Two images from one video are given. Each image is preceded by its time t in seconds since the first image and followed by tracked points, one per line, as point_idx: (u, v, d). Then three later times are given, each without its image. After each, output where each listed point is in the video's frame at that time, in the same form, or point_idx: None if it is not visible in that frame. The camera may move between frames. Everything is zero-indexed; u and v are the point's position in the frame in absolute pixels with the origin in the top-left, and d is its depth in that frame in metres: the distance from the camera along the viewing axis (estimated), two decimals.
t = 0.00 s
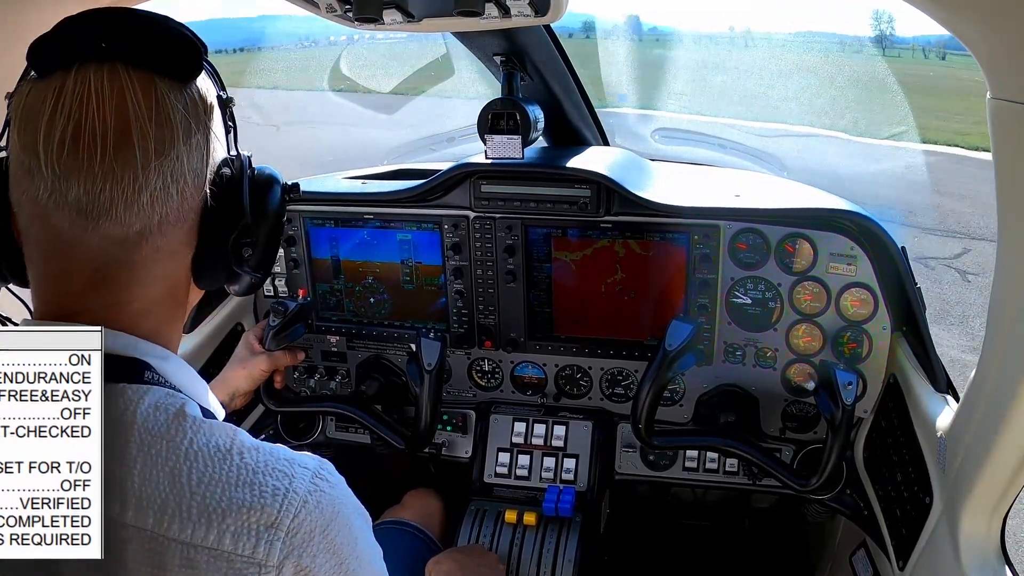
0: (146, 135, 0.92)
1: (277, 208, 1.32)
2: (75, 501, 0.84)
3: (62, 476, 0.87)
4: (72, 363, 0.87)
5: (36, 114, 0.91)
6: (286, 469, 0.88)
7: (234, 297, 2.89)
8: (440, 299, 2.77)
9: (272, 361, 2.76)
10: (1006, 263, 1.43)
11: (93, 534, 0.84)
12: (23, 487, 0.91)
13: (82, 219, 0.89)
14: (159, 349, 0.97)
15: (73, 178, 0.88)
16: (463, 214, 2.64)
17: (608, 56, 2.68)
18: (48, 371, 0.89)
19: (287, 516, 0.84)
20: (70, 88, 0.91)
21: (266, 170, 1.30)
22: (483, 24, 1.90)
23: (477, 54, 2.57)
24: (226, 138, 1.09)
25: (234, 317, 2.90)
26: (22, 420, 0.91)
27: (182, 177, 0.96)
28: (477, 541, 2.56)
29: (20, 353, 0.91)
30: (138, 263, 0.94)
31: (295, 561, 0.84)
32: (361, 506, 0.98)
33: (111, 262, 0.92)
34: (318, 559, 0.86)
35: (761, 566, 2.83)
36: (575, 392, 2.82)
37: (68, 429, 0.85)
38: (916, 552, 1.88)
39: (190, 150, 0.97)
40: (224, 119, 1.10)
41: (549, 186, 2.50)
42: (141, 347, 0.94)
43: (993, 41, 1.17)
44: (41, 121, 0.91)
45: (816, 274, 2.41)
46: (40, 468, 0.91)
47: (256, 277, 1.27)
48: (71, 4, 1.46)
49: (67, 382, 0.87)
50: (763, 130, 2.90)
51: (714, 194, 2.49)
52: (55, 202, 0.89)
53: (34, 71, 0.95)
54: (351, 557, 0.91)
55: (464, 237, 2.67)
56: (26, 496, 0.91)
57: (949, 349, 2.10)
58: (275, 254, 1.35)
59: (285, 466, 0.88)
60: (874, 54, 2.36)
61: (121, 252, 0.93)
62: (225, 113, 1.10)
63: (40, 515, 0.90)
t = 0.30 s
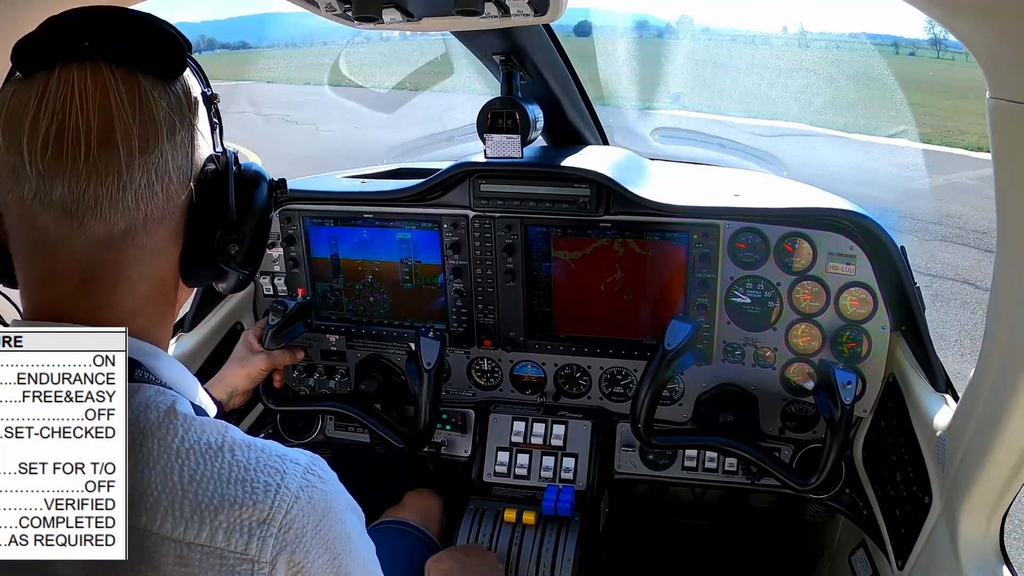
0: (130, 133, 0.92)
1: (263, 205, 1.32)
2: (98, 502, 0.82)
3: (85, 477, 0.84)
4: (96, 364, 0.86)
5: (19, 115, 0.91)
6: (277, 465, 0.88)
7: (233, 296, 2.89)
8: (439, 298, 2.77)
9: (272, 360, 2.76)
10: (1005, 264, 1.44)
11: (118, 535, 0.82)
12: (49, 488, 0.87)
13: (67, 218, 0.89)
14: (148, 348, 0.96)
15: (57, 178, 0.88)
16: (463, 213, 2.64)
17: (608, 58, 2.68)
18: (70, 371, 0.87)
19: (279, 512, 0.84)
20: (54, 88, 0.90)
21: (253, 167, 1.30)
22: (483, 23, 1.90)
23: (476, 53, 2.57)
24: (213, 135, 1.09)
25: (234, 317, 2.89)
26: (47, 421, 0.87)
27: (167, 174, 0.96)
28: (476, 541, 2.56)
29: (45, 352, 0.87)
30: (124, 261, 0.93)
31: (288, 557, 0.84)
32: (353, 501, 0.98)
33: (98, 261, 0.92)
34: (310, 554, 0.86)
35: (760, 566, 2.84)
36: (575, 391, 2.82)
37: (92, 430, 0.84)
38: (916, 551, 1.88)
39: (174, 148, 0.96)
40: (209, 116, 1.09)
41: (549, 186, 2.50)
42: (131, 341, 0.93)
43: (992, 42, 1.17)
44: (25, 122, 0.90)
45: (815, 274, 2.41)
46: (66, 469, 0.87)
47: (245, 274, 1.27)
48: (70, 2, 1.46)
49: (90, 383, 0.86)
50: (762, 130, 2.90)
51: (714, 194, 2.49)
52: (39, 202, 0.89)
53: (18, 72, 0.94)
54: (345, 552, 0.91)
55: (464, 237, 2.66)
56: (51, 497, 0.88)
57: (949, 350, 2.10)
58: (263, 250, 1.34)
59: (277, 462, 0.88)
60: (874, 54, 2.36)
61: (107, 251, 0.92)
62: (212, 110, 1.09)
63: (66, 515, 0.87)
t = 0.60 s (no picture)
0: (129, 129, 0.92)
1: (262, 202, 1.32)
2: (125, 503, 0.82)
3: (110, 478, 0.84)
4: (121, 364, 0.85)
5: (18, 109, 0.91)
6: (279, 463, 0.88)
7: (233, 296, 2.89)
8: (439, 298, 2.77)
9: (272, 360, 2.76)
10: (1006, 263, 1.44)
11: (142, 536, 0.81)
12: (72, 488, 0.87)
13: (65, 214, 0.89)
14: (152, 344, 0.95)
15: (55, 173, 0.88)
16: (463, 213, 2.64)
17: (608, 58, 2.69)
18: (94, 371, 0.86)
19: (281, 509, 0.84)
20: (53, 82, 0.90)
21: (252, 164, 1.30)
22: (483, 23, 1.90)
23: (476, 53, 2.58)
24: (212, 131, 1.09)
25: (234, 316, 2.89)
26: (71, 422, 0.86)
27: (165, 170, 0.96)
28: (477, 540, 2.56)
29: (71, 352, 0.85)
30: (122, 257, 0.93)
31: (291, 553, 0.85)
32: (355, 498, 0.98)
33: (95, 257, 0.91)
34: (313, 551, 0.86)
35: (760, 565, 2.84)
36: (575, 391, 2.82)
37: (117, 431, 0.83)
38: (916, 551, 1.88)
39: (173, 144, 0.96)
40: (209, 113, 1.09)
41: (549, 185, 2.50)
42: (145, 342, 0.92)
43: (993, 42, 1.17)
44: (23, 117, 0.90)
45: (816, 273, 2.41)
46: (90, 470, 0.87)
47: (242, 272, 1.26)
48: None
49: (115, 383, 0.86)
50: (762, 130, 2.90)
51: (714, 193, 2.49)
52: (37, 197, 0.89)
53: (17, 67, 0.94)
54: (348, 547, 0.91)
55: (464, 237, 2.66)
56: (75, 498, 0.87)
57: (950, 350, 2.10)
58: (260, 248, 1.35)
59: (278, 460, 0.87)
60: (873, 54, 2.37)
61: (104, 247, 0.92)
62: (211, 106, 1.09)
63: (89, 517, 0.86)
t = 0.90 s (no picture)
0: (136, 127, 0.92)
1: (271, 203, 1.32)
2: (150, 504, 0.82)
3: (134, 478, 0.84)
4: (145, 366, 0.87)
5: (26, 103, 0.92)
6: (284, 468, 0.88)
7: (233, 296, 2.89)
8: (439, 298, 2.77)
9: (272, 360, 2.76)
10: (1005, 263, 1.44)
11: (166, 538, 0.81)
12: (95, 490, 0.87)
13: (70, 211, 0.89)
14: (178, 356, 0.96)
15: (61, 169, 0.88)
16: (463, 213, 2.63)
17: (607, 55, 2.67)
18: (119, 373, 0.87)
19: (286, 515, 0.84)
20: (62, 78, 0.91)
21: (261, 165, 1.30)
22: (483, 23, 1.91)
23: (477, 53, 2.58)
24: (221, 130, 1.08)
25: (234, 316, 2.89)
26: (96, 423, 0.87)
27: (173, 170, 0.95)
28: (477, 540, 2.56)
29: (92, 353, 0.86)
30: (128, 256, 0.93)
31: (295, 559, 0.85)
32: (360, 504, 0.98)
33: (101, 255, 0.91)
34: (317, 558, 0.86)
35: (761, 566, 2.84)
36: (575, 391, 2.83)
37: (141, 432, 0.85)
38: (916, 551, 1.88)
39: (181, 143, 0.96)
40: (219, 112, 1.08)
41: (549, 186, 2.50)
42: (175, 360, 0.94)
43: (993, 42, 1.17)
44: (31, 112, 0.91)
45: (816, 274, 2.41)
46: (114, 470, 0.87)
47: (249, 274, 1.26)
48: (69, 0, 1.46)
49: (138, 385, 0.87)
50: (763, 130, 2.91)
51: (713, 193, 2.49)
52: (43, 193, 0.89)
53: (27, 61, 0.95)
54: (354, 554, 0.90)
55: (464, 237, 2.66)
56: (99, 499, 0.87)
57: (950, 350, 2.10)
58: (269, 250, 1.34)
59: (283, 465, 0.87)
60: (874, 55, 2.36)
61: (110, 246, 0.92)
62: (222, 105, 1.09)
63: (113, 517, 0.86)
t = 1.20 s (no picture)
0: (139, 125, 0.91)
1: (276, 204, 1.32)
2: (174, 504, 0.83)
3: (159, 480, 0.85)
4: (169, 366, 0.89)
5: (29, 99, 0.92)
6: (290, 467, 0.88)
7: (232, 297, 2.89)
8: (439, 298, 2.77)
9: (272, 360, 2.75)
10: (1004, 264, 1.44)
11: (190, 539, 0.81)
12: (121, 491, 0.88)
13: (71, 208, 0.89)
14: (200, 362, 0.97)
15: (62, 167, 0.88)
16: (463, 213, 2.63)
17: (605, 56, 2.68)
18: (144, 374, 0.89)
19: (293, 513, 0.85)
20: (64, 74, 0.91)
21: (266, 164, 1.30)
22: (483, 24, 1.91)
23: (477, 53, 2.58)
24: (226, 129, 1.08)
25: (234, 317, 2.90)
26: (120, 424, 0.88)
27: (175, 169, 0.95)
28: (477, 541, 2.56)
29: (115, 354, 0.88)
30: (129, 255, 0.92)
31: (303, 558, 0.85)
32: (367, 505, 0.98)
33: (102, 254, 0.90)
34: (325, 556, 0.86)
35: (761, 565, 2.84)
36: (575, 391, 2.83)
37: (165, 433, 0.87)
38: (917, 551, 1.87)
39: (184, 142, 0.96)
40: (224, 111, 1.07)
41: (550, 186, 2.50)
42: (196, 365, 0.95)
43: (993, 41, 1.17)
44: (34, 109, 0.91)
45: (816, 274, 2.41)
46: (138, 471, 0.88)
47: (253, 275, 1.25)
48: None
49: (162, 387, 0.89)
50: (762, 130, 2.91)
51: (713, 194, 2.49)
52: (45, 190, 0.89)
53: (32, 56, 0.96)
54: (360, 552, 0.91)
55: (464, 237, 2.66)
56: (123, 500, 0.88)
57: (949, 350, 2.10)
58: (273, 249, 1.35)
59: (289, 464, 0.88)
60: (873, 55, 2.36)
61: (111, 245, 0.91)
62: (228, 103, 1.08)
63: (138, 518, 0.86)
